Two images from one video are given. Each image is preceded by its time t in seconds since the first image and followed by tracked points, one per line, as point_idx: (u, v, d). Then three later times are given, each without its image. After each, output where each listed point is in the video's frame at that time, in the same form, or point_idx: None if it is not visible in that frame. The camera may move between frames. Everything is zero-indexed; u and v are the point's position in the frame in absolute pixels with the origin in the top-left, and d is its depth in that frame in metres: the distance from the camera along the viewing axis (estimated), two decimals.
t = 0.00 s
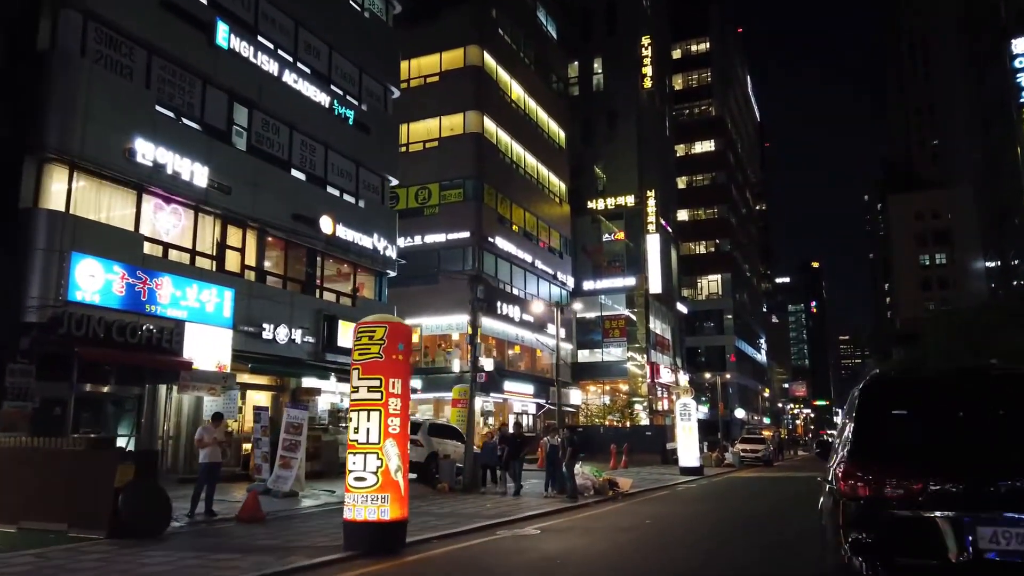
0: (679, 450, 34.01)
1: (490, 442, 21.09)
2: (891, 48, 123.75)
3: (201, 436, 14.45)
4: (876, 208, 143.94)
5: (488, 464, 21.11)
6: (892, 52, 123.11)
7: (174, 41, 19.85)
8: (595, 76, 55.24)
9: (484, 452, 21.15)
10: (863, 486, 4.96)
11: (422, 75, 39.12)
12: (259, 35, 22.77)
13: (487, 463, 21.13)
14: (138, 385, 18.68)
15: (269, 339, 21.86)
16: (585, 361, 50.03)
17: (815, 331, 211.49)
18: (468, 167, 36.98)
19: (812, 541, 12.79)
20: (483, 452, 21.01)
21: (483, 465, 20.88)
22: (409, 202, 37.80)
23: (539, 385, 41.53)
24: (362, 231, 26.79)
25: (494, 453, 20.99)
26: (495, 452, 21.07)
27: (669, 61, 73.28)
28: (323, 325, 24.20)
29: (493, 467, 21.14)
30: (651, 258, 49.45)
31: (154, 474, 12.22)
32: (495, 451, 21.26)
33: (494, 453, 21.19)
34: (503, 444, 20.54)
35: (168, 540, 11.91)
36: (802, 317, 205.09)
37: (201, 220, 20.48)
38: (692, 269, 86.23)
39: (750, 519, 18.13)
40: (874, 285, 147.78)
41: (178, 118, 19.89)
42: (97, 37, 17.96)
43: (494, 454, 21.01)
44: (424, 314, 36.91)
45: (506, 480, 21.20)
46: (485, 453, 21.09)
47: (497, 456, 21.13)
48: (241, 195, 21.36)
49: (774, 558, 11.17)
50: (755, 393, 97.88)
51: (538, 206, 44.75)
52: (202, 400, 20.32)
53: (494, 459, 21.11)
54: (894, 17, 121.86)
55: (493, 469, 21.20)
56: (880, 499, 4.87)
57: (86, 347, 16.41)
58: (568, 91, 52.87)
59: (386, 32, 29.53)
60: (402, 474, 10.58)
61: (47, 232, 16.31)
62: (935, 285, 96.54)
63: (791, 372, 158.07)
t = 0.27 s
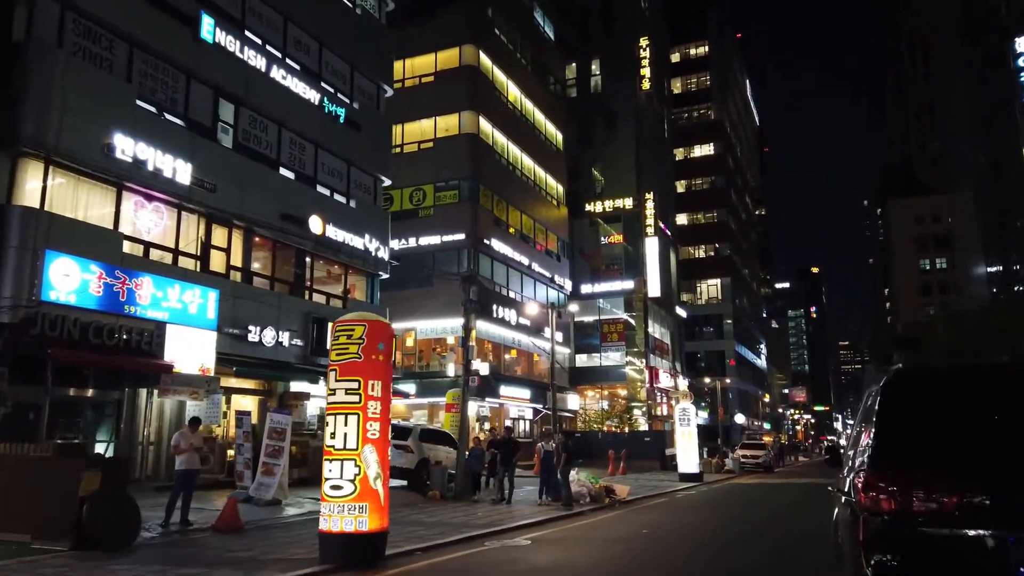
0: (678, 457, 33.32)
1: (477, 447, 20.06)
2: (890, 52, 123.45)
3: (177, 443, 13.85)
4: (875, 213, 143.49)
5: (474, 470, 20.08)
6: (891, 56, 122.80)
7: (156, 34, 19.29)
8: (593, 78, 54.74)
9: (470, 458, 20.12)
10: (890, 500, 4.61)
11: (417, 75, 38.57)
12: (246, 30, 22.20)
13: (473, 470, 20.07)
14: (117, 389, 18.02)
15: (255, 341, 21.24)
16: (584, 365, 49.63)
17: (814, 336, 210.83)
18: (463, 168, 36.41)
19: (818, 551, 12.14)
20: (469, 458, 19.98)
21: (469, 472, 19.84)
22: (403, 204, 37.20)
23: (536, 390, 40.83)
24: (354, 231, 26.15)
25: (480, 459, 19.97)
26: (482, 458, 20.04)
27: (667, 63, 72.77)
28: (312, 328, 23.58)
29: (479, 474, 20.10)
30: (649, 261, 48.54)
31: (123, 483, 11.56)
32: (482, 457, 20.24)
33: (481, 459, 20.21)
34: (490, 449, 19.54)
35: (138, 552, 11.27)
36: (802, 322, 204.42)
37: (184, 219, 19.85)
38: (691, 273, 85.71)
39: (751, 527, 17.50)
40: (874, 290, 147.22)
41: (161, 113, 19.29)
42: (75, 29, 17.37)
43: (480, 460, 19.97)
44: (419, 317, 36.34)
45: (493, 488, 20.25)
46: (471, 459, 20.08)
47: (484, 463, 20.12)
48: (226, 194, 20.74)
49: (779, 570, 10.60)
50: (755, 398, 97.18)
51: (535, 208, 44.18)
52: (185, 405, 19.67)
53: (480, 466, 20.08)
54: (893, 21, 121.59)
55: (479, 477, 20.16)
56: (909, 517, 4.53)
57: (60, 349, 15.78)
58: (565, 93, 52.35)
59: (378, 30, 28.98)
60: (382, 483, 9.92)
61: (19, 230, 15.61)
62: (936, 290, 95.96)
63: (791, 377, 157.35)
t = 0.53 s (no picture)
0: (677, 459, 32.67)
1: (464, 450, 19.09)
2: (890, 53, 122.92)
3: (151, 445, 13.10)
4: (875, 214, 142.94)
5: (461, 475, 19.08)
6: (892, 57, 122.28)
7: (138, 23, 18.68)
8: (591, 76, 54.15)
9: (457, 461, 19.16)
10: (920, 514, 4.57)
11: (412, 71, 37.94)
12: (233, 20, 21.58)
13: (460, 475, 19.05)
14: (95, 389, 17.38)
15: (241, 340, 20.59)
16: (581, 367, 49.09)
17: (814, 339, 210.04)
18: (459, 165, 35.82)
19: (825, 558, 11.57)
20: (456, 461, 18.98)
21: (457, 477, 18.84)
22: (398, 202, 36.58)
23: (532, 391, 40.13)
24: (345, 228, 25.50)
25: (468, 463, 19.00)
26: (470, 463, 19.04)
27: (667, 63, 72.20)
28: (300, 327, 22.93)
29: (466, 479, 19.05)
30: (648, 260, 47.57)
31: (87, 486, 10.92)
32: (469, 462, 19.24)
33: (468, 463, 19.28)
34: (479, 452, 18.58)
35: (103, 562, 10.64)
36: (802, 324, 203.68)
37: (166, 214, 19.23)
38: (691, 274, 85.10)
39: (754, 533, 16.87)
40: (875, 292, 146.63)
41: (142, 104, 18.66)
42: (52, 15, 16.73)
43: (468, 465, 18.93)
44: (413, 318, 35.55)
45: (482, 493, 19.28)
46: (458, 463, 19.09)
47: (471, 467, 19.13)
48: (211, 187, 20.11)
49: None
50: (755, 400, 96.47)
51: (533, 207, 43.58)
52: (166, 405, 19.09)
53: (467, 471, 19.07)
54: (893, 21, 121.11)
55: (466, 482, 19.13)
56: (942, 533, 4.47)
57: (33, 347, 15.15)
58: (563, 90, 51.75)
59: (371, 23, 28.37)
60: (358, 488, 9.25)
61: None
62: (937, 291, 95.36)
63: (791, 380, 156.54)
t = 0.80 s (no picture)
0: (676, 461, 32.02)
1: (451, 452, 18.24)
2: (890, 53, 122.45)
3: (118, 448, 12.37)
4: (875, 215, 142.43)
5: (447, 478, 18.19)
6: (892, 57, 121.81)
7: (115, 10, 18.03)
8: (589, 73, 53.54)
9: (443, 463, 18.32)
10: (966, 528, 3.64)
11: (406, 67, 37.29)
12: (216, 9, 20.93)
13: (446, 478, 18.13)
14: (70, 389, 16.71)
15: (223, 338, 19.91)
16: (579, 367, 48.61)
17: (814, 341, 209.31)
18: (453, 162, 35.16)
19: (830, 568, 10.87)
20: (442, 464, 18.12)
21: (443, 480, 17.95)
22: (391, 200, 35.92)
23: (529, 393, 39.46)
24: (333, 224, 24.84)
25: (455, 465, 18.16)
26: (456, 465, 18.18)
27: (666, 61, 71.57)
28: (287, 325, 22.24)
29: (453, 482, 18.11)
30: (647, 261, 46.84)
31: (43, 491, 10.24)
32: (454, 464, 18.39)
33: (454, 465, 18.45)
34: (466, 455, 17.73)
35: (59, 571, 9.94)
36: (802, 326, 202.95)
37: (145, 207, 18.56)
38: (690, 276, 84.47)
39: (754, 538, 16.19)
40: (874, 293, 146.06)
41: (119, 93, 18.00)
42: None
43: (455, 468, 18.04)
44: (408, 318, 34.74)
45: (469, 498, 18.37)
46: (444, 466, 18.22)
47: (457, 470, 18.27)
48: (191, 180, 19.43)
49: None
50: (755, 402, 95.80)
51: (530, 206, 42.94)
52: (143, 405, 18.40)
53: (453, 474, 18.19)
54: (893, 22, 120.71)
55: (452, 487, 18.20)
56: (991, 557, 3.57)
57: None
58: (560, 88, 51.13)
59: (362, 14, 27.71)
60: (327, 493, 8.56)
61: None
62: (937, 292, 94.75)
63: (791, 382, 155.88)
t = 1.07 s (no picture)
0: (675, 463, 31.35)
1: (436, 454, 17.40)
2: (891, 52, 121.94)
3: (88, 446, 11.63)
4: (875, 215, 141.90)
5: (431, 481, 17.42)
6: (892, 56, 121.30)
7: None
8: (587, 69, 52.91)
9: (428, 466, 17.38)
10: None
11: (401, 61, 36.64)
12: None
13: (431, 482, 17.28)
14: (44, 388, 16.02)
15: (207, 335, 19.23)
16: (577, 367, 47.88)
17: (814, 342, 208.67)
18: (448, 157, 34.49)
19: None
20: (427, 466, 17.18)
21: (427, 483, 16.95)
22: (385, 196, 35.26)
23: (526, 392, 38.79)
24: (323, 219, 24.16)
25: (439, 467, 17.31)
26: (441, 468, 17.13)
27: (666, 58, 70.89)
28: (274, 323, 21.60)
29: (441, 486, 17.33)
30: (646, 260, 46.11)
31: None
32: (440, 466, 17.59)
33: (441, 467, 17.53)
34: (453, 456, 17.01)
35: None
36: (802, 327, 202.25)
37: (125, 199, 17.91)
38: (690, 275, 83.86)
39: (756, 542, 15.50)
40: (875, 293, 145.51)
41: (97, 80, 17.33)
42: None
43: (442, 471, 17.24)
44: (401, 316, 33.96)
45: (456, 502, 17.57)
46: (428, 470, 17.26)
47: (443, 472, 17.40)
48: (173, 171, 18.79)
49: None
50: (755, 403, 95.18)
51: (527, 203, 42.29)
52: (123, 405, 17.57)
53: (439, 476, 17.35)
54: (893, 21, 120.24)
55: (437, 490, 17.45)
56: None
57: None
58: (558, 84, 50.51)
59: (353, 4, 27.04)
60: (296, 497, 7.86)
61: None
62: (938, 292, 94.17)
63: (791, 383, 155.29)
